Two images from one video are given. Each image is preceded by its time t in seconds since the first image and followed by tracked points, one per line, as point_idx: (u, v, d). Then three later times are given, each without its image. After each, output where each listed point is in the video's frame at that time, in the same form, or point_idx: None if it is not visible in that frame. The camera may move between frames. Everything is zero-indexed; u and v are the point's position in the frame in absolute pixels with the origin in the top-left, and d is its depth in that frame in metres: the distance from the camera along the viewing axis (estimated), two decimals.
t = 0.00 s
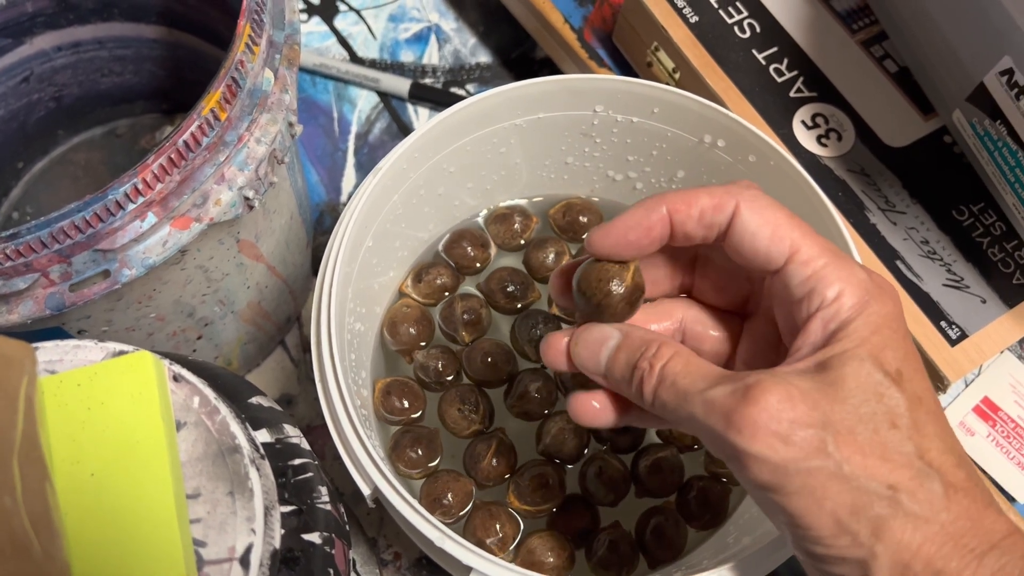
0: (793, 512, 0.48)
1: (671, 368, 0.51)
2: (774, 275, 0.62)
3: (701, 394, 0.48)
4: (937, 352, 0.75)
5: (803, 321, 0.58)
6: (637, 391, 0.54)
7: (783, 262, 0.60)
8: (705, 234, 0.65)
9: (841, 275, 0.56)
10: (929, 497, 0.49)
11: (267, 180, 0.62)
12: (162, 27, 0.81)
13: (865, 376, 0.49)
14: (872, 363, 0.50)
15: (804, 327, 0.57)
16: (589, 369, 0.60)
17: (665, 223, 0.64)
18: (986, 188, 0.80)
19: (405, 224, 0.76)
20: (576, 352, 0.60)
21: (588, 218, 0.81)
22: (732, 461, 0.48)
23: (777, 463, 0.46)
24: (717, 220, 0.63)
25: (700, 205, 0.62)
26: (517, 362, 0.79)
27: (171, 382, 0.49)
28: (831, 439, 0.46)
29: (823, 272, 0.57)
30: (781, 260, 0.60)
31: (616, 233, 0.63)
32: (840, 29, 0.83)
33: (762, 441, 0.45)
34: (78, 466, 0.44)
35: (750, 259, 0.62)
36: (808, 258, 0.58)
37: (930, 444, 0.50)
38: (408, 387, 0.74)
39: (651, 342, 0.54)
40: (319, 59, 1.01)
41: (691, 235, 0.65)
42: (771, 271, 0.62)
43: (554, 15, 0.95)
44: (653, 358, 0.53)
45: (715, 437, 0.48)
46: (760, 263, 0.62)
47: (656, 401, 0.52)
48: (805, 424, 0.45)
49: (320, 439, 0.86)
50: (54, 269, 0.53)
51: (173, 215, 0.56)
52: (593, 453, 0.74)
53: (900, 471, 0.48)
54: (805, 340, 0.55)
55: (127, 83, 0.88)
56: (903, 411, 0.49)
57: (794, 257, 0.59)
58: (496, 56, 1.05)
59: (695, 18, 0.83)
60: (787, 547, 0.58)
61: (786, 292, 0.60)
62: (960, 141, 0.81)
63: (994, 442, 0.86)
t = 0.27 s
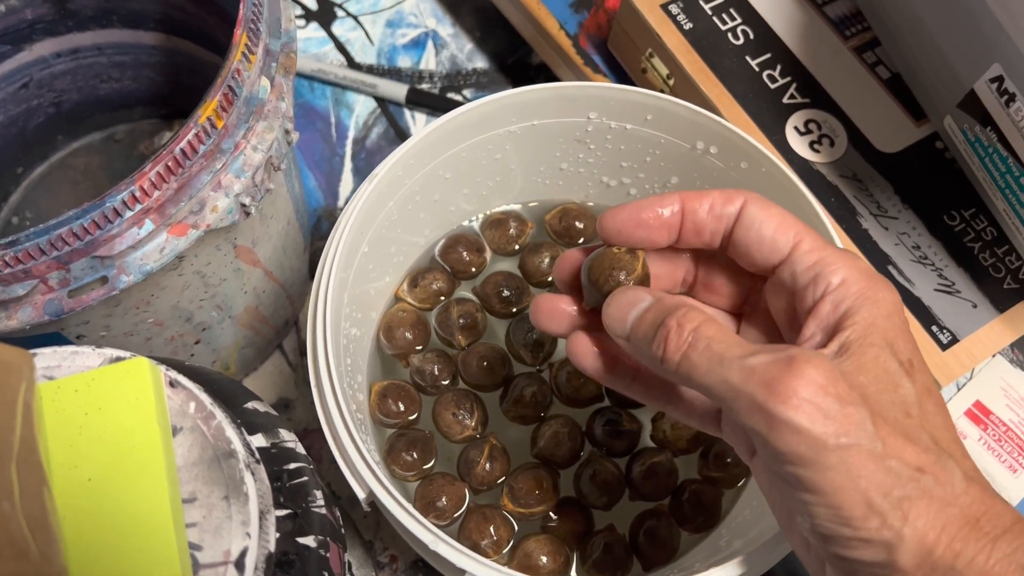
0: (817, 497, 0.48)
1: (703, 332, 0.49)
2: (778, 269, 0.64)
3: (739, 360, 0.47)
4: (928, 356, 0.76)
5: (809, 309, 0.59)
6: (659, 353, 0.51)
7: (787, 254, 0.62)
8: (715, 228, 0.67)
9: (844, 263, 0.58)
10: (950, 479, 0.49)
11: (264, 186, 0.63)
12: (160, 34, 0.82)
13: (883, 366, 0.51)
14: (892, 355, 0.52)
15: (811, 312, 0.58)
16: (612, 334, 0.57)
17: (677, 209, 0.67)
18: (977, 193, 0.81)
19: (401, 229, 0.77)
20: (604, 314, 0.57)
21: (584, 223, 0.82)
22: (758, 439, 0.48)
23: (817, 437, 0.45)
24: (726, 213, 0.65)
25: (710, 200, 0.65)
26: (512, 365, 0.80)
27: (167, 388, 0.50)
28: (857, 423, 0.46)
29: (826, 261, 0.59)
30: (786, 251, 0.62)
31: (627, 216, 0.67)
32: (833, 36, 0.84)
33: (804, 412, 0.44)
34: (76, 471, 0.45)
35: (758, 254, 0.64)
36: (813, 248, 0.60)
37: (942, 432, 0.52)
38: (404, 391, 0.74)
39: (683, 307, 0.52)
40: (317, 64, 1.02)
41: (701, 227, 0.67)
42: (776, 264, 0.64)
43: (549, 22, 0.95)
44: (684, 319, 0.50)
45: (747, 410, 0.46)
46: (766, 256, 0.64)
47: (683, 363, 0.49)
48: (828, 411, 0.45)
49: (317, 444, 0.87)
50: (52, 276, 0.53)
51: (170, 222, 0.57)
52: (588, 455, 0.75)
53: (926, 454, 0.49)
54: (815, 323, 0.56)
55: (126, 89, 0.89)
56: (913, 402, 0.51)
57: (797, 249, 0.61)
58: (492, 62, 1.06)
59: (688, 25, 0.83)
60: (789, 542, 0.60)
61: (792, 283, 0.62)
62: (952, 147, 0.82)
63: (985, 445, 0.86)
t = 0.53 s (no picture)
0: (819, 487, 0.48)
1: (708, 327, 0.50)
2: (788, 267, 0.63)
3: (744, 353, 0.47)
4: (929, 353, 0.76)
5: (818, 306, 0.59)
6: (664, 349, 0.52)
7: (796, 254, 0.61)
8: (722, 229, 0.64)
9: (854, 265, 0.58)
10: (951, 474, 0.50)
11: (266, 184, 0.63)
12: (162, 33, 0.82)
13: (890, 359, 0.51)
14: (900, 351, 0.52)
15: (819, 314, 0.59)
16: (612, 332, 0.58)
17: (684, 212, 0.63)
18: (977, 192, 0.81)
19: (403, 227, 0.77)
20: (602, 313, 0.58)
21: (585, 222, 0.82)
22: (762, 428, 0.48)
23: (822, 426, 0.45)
24: (734, 212, 0.63)
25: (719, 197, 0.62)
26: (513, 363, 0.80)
27: (171, 384, 0.50)
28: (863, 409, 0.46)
29: (835, 263, 0.59)
30: (794, 251, 0.61)
31: (639, 227, 0.63)
32: (834, 35, 0.84)
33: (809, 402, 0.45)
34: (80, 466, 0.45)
35: (767, 252, 0.63)
36: (822, 248, 0.60)
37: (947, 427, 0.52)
38: (405, 389, 0.74)
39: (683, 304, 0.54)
40: (318, 64, 1.02)
41: (708, 228, 0.64)
42: (786, 262, 0.62)
43: (550, 21, 0.96)
44: (687, 315, 0.52)
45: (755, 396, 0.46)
46: (774, 255, 0.63)
47: (687, 358, 0.50)
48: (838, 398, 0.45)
49: (319, 441, 0.87)
50: (56, 273, 0.53)
51: (172, 219, 0.57)
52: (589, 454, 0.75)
53: (926, 447, 0.49)
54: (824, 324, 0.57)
55: (128, 88, 0.89)
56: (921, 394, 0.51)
57: (808, 249, 0.60)
58: (493, 61, 1.06)
59: (689, 24, 0.84)
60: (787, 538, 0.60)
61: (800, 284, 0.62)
62: (952, 146, 0.82)
63: (986, 443, 0.87)
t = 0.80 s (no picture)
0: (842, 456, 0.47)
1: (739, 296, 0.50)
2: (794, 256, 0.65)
3: (778, 324, 0.47)
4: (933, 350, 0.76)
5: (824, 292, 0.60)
6: (691, 318, 0.52)
7: (803, 243, 0.63)
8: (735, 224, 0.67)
9: (860, 252, 0.59)
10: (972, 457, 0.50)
11: (271, 181, 0.63)
12: (166, 31, 0.82)
13: (908, 344, 0.52)
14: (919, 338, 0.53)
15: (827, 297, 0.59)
16: (638, 308, 0.58)
17: (702, 206, 0.66)
18: (980, 189, 0.81)
19: (406, 225, 0.77)
20: (631, 290, 0.58)
21: (589, 219, 0.82)
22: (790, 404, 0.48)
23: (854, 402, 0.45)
24: (745, 207, 0.65)
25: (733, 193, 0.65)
26: (517, 360, 0.80)
27: (176, 379, 0.50)
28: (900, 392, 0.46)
29: (842, 249, 0.60)
30: (802, 239, 0.63)
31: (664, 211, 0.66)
32: (836, 33, 0.85)
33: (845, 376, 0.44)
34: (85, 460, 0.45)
35: (774, 244, 0.66)
36: (830, 237, 0.62)
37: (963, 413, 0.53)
38: (409, 385, 0.74)
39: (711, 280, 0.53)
40: (321, 63, 1.02)
41: (724, 222, 0.67)
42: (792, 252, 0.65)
43: (553, 19, 0.97)
44: (717, 286, 0.51)
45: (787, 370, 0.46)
46: (782, 245, 0.65)
47: (717, 326, 0.49)
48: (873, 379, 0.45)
49: (322, 439, 0.87)
50: (61, 269, 0.53)
51: (177, 215, 0.57)
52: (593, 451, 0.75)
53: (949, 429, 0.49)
54: (835, 305, 0.58)
55: (131, 87, 0.89)
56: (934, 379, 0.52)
57: (813, 238, 0.62)
58: (495, 60, 1.06)
59: (692, 22, 0.84)
60: (794, 531, 0.60)
61: (806, 272, 0.63)
62: (955, 144, 0.82)
63: (989, 441, 0.87)
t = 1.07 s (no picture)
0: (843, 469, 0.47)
1: (723, 317, 0.49)
2: (796, 257, 0.65)
3: (762, 342, 0.46)
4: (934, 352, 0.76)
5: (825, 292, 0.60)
6: (678, 340, 0.51)
7: (804, 243, 0.63)
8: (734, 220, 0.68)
9: (860, 253, 0.59)
10: (972, 458, 0.49)
11: (272, 182, 0.63)
12: (167, 33, 0.82)
13: (908, 344, 0.52)
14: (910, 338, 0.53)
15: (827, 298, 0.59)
16: (626, 324, 0.57)
17: (701, 201, 0.67)
18: (981, 191, 0.81)
19: (408, 226, 0.77)
20: (616, 304, 0.57)
21: (591, 220, 0.82)
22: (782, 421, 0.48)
23: (844, 413, 0.45)
24: (747, 207, 0.66)
25: (733, 192, 0.65)
26: (518, 362, 0.80)
27: (178, 380, 0.50)
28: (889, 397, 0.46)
29: (843, 250, 0.60)
30: (803, 240, 0.63)
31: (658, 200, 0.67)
32: (838, 34, 0.85)
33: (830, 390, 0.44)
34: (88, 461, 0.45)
35: (776, 244, 0.66)
36: (830, 238, 0.62)
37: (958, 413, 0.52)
38: (410, 387, 0.74)
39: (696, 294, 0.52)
40: (322, 64, 1.02)
41: (724, 219, 0.68)
42: (795, 254, 0.65)
43: (554, 20, 0.97)
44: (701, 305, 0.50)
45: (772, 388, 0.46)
46: (784, 244, 0.65)
47: (704, 347, 0.49)
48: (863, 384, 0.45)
49: (324, 440, 0.87)
50: (63, 270, 0.53)
51: (179, 216, 0.57)
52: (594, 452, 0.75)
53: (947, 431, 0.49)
54: (832, 308, 0.58)
55: (133, 88, 0.89)
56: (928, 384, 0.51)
57: (815, 239, 0.62)
58: (496, 62, 1.06)
59: (693, 24, 0.84)
60: (796, 532, 0.60)
61: (808, 273, 0.63)
62: (956, 145, 0.82)
63: (990, 442, 0.86)
